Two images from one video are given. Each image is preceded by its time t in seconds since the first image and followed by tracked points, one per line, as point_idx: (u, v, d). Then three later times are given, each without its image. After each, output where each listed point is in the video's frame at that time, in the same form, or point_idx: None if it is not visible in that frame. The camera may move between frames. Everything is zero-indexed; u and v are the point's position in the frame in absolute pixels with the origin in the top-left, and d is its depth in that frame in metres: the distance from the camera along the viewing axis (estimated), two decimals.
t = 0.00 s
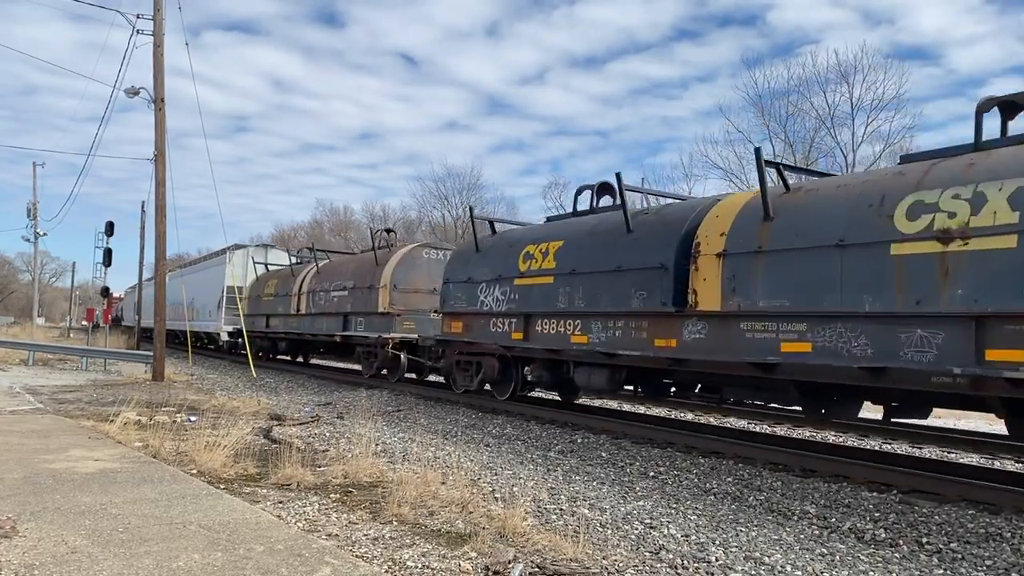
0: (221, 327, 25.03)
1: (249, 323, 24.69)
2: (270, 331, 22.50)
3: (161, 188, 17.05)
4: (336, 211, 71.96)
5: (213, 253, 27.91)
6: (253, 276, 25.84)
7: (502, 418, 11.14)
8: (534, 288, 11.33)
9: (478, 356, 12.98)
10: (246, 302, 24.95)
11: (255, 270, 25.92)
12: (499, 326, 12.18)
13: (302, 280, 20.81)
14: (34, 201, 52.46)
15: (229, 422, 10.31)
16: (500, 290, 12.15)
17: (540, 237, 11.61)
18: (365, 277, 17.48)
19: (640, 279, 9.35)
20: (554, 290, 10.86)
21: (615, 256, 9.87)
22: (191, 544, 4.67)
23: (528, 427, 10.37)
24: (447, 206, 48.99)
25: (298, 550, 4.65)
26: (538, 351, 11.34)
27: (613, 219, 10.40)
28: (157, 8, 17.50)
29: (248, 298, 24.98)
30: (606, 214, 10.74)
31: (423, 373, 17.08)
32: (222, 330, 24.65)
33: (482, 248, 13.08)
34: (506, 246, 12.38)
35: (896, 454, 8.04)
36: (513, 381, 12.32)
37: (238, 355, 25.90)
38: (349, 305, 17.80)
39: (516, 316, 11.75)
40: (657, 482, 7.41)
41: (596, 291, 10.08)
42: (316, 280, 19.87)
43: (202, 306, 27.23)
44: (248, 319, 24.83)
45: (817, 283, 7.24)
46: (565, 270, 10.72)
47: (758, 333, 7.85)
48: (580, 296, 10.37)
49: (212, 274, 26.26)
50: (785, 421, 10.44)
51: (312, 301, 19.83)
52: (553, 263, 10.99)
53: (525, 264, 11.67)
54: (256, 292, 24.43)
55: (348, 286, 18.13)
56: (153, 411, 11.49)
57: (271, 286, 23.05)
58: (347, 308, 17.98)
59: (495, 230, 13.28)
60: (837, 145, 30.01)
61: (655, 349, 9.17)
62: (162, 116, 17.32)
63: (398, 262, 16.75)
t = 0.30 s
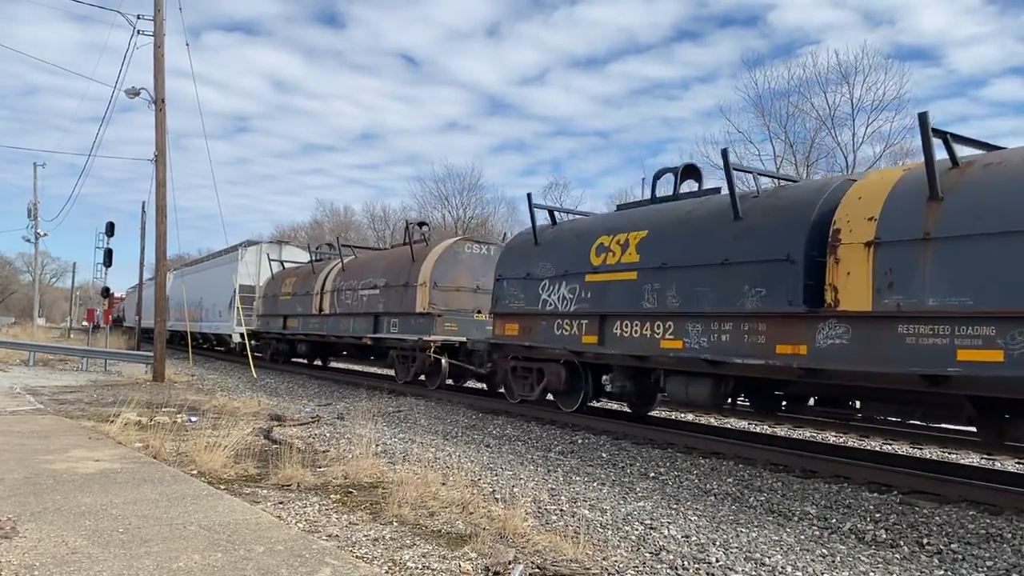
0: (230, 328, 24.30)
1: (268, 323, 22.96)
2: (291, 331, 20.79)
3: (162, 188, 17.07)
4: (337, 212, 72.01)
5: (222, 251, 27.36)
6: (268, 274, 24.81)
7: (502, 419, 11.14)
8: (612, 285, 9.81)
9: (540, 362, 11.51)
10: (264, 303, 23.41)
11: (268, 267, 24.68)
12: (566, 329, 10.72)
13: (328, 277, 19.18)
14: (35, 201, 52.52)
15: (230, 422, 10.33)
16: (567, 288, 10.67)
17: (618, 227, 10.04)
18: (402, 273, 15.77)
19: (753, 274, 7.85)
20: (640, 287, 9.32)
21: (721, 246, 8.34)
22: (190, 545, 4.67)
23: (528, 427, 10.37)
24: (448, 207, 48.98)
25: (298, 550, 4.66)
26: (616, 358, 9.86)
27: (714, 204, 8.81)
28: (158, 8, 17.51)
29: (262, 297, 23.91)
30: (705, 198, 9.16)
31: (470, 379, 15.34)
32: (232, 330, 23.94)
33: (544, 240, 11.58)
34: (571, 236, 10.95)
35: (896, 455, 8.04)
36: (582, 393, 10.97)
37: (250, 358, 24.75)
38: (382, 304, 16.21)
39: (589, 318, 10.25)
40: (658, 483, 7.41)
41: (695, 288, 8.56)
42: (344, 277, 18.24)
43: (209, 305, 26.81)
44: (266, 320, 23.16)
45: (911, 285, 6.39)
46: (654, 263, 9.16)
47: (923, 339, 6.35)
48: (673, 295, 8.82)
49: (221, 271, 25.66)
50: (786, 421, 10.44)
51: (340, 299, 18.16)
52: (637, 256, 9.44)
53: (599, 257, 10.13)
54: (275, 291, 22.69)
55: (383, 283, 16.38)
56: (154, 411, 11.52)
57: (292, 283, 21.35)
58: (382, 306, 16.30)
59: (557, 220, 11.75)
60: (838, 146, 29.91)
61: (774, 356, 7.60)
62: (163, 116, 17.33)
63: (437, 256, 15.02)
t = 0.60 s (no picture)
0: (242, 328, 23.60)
1: (285, 324, 21.27)
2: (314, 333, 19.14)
3: (162, 189, 17.08)
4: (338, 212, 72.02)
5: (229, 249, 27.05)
6: (286, 271, 24.16)
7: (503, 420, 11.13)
8: (733, 281, 8.08)
9: (634, 373, 9.55)
10: (282, 301, 21.58)
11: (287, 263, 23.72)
12: (665, 333, 8.96)
13: (357, 274, 17.38)
14: (35, 202, 52.46)
15: (230, 423, 10.35)
16: (668, 285, 8.89)
17: (737, 210, 8.29)
18: (449, 268, 14.00)
19: (940, 263, 6.32)
20: (772, 283, 7.68)
21: (892, 231, 6.74)
22: (192, 546, 4.67)
23: (528, 428, 10.35)
24: (449, 207, 48.96)
25: (299, 551, 4.65)
26: (735, 369, 8.17)
27: (871, 182, 7.20)
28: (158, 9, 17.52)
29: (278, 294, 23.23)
30: (857, 174, 7.53)
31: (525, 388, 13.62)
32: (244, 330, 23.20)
33: (631, 229, 9.76)
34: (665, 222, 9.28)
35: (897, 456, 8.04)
36: (682, 407, 9.26)
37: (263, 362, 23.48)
38: (424, 303, 14.45)
39: (699, 320, 8.52)
40: (658, 483, 7.40)
41: (855, 285, 6.96)
42: (378, 274, 16.38)
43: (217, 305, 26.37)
44: (284, 321, 21.47)
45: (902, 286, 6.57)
46: (797, 254, 7.47)
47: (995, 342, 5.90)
48: (823, 292, 7.19)
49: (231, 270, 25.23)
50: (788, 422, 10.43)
51: (373, 298, 16.28)
52: (771, 245, 7.73)
53: (713, 248, 8.39)
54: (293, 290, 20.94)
55: (426, 279, 14.57)
56: (155, 411, 11.55)
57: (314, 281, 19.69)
58: (425, 305, 14.51)
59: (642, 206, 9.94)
60: (839, 147, 29.90)
61: (978, 370, 5.99)
62: (163, 117, 17.35)
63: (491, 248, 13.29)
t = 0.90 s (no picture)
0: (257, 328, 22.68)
1: (306, 325, 20.06)
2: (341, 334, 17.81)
3: (162, 189, 17.08)
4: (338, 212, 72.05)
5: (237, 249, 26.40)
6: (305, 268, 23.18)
7: (504, 420, 11.12)
8: (886, 274, 6.70)
9: (749, 386, 8.14)
10: (304, 301, 20.40)
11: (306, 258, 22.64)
12: (791, 338, 7.55)
13: (393, 270, 15.89)
14: (36, 202, 52.54)
15: (231, 423, 10.37)
16: (797, 281, 7.47)
17: (883, 190, 6.94)
18: (503, 262, 12.56)
19: None
20: (947, 277, 6.27)
21: None
22: (193, 546, 4.68)
23: (529, 429, 10.34)
24: (450, 207, 48.95)
25: (299, 552, 4.65)
26: (888, 382, 6.78)
27: None
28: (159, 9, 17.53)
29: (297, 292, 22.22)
30: None
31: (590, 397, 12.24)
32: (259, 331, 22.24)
33: (742, 216, 8.31)
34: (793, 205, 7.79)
35: (897, 457, 8.04)
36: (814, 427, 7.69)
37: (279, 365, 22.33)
38: (472, 303, 13.05)
39: (840, 322, 7.10)
40: (659, 484, 7.40)
41: None
42: (417, 270, 14.93)
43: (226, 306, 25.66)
44: (305, 322, 20.25)
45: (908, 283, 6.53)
46: (982, 242, 6.07)
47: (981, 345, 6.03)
48: (1021, 288, 5.78)
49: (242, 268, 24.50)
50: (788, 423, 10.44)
51: (412, 296, 14.86)
52: (943, 231, 6.32)
53: (859, 235, 6.99)
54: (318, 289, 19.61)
55: (475, 276, 13.12)
56: (156, 412, 11.56)
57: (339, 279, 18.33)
58: (472, 304, 13.07)
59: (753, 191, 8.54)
60: (840, 147, 29.88)
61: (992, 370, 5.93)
62: (164, 118, 17.35)
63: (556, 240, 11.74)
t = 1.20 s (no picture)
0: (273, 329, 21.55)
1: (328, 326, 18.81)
2: (370, 337, 16.57)
3: (163, 190, 17.07)
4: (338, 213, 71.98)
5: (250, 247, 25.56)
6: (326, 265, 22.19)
7: (505, 421, 11.12)
8: None
9: (890, 401, 6.85)
10: (326, 302, 19.16)
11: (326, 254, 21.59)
12: (951, 343, 6.31)
13: (429, 266, 14.63)
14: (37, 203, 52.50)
15: (232, 424, 10.37)
16: (961, 275, 6.28)
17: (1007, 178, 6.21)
18: (563, 257, 11.28)
19: None
20: None
21: None
22: (194, 546, 4.68)
23: (530, 429, 10.33)
24: (451, 207, 48.95)
25: (300, 552, 4.65)
26: None
27: None
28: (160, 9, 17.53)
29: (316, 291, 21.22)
30: None
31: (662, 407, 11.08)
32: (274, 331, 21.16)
33: (876, 199, 7.17)
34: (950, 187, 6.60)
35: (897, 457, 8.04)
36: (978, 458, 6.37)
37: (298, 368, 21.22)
38: (524, 303, 11.84)
39: (1018, 323, 5.88)
40: (660, 484, 7.40)
41: None
42: (459, 265, 13.65)
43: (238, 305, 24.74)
44: (327, 323, 19.03)
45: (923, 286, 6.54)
46: None
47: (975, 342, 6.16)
48: None
49: (256, 267, 23.57)
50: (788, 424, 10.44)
51: (454, 295, 13.58)
52: None
53: None
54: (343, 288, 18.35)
55: (529, 272, 11.86)
56: (157, 412, 11.57)
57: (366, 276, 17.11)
58: (526, 304, 11.82)
59: (887, 171, 7.35)
60: (838, 147, 29.99)
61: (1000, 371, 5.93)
62: (164, 118, 17.35)
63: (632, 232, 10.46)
